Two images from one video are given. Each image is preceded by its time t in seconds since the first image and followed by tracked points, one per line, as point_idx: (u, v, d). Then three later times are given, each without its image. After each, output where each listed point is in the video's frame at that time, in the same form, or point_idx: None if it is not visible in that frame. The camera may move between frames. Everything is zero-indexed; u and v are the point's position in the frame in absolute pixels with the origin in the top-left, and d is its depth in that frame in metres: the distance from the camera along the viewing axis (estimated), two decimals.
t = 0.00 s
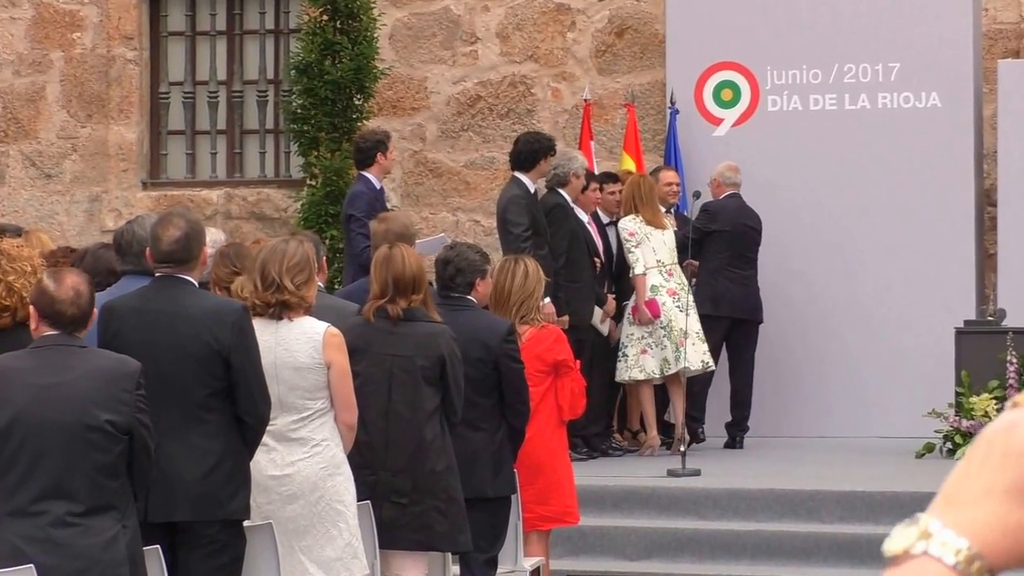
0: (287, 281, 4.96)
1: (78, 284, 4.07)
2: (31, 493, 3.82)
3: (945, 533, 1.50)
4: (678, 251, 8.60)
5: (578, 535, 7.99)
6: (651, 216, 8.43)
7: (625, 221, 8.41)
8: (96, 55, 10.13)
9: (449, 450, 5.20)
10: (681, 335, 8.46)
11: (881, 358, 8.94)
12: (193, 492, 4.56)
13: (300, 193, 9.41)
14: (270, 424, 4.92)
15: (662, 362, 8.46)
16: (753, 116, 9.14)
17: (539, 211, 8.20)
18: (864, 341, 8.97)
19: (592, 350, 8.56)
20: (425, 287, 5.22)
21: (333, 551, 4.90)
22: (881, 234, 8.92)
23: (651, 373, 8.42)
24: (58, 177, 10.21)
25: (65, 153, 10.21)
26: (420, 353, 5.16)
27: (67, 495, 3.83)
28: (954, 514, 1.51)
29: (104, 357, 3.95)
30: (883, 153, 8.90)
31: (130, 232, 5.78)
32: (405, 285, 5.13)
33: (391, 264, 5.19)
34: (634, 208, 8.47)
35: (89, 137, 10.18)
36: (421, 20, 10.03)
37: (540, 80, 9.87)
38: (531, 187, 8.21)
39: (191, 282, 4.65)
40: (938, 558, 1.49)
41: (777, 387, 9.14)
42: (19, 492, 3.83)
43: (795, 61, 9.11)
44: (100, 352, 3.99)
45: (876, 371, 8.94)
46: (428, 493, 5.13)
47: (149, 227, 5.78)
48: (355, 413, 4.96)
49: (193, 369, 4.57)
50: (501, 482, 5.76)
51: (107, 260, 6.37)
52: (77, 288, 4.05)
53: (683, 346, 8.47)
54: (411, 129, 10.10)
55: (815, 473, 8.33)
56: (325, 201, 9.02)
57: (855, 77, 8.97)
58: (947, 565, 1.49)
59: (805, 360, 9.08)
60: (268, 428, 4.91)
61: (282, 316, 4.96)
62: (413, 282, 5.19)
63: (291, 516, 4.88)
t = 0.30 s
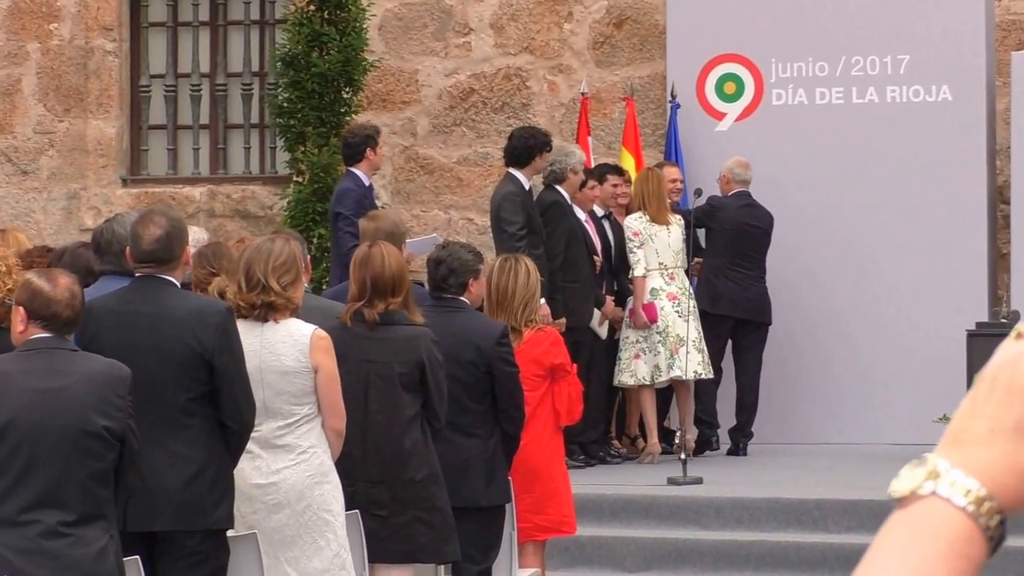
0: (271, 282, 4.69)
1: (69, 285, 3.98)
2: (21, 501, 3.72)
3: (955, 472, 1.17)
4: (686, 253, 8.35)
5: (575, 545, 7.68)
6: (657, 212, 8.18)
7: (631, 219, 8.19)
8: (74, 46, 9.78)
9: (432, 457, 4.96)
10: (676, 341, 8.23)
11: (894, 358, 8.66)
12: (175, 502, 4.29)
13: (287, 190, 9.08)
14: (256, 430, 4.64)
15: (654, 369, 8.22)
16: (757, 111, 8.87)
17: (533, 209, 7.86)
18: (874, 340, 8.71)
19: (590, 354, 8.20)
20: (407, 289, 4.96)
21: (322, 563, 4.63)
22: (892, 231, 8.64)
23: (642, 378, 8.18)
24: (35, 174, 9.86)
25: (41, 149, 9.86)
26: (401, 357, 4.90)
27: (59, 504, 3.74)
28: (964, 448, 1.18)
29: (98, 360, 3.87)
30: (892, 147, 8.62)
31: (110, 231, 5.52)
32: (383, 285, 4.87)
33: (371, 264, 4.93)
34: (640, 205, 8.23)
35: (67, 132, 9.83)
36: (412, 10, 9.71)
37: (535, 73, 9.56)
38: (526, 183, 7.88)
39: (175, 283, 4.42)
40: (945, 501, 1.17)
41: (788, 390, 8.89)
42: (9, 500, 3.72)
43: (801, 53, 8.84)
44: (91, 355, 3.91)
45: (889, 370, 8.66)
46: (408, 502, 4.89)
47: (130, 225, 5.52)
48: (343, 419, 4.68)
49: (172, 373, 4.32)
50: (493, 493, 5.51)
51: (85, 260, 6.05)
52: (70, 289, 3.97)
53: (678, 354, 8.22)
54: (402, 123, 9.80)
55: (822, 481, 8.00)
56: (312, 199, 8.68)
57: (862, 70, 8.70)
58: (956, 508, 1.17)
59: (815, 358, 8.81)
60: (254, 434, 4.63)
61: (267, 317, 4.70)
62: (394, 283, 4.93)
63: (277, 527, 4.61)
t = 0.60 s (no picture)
0: (257, 283, 4.63)
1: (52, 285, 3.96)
2: (5, 509, 3.69)
3: (979, 474, 1.19)
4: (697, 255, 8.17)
5: (572, 556, 7.37)
6: (672, 212, 7.99)
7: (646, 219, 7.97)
8: (52, 38, 9.47)
9: (413, 465, 5.02)
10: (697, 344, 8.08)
11: (902, 358, 8.40)
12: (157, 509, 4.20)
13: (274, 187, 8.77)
14: (242, 437, 4.55)
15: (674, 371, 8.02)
16: (760, 106, 8.61)
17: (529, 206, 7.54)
18: (883, 340, 8.44)
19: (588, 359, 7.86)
20: (383, 290, 5.04)
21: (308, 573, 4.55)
22: (899, 226, 8.39)
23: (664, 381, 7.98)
24: (12, 170, 9.55)
25: (19, 144, 9.54)
26: (380, 362, 4.97)
27: (44, 512, 3.71)
28: (990, 452, 1.20)
29: (84, 365, 3.84)
30: (901, 141, 8.37)
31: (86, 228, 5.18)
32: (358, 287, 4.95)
33: (346, 266, 5.02)
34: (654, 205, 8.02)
35: (46, 126, 9.52)
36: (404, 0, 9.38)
37: (532, 66, 9.26)
38: (522, 180, 7.56)
39: (157, 284, 4.35)
40: (970, 503, 1.19)
41: (791, 393, 8.62)
42: None
43: (807, 46, 8.58)
44: (76, 358, 3.89)
45: (897, 368, 8.41)
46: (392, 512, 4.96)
47: (109, 221, 5.18)
48: (331, 425, 4.61)
49: (153, 376, 4.24)
50: (488, 502, 5.44)
51: (64, 259, 5.67)
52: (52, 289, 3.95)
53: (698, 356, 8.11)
54: (393, 118, 9.47)
55: (828, 489, 7.71)
56: (300, 196, 8.36)
57: (871, 62, 8.44)
58: (981, 510, 1.18)
59: (820, 358, 8.56)
60: (240, 441, 4.54)
61: (254, 320, 4.62)
62: (370, 285, 5.02)
63: (263, 537, 4.52)
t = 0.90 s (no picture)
0: (245, 284, 4.34)
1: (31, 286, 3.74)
2: None
3: (996, 478, 1.25)
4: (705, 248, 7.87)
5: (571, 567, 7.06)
6: (677, 209, 7.70)
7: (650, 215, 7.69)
8: (32, 29, 9.17)
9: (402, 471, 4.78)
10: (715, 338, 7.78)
11: (909, 358, 8.12)
12: (138, 520, 3.96)
13: (261, 184, 8.47)
14: (228, 443, 4.28)
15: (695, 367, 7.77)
16: (766, 100, 8.33)
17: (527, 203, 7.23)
18: (891, 341, 8.15)
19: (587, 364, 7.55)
20: (366, 291, 4.75)
21: None
22: (906, 223, 8.12)
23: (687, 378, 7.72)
24: None
25: None
26: (363, 365, 4.72)
27: (20, 522, 3.51)
28: (1007, 457, 1.25)
29: (62, 369, 3.63)
30: (909, 135, 8.10)
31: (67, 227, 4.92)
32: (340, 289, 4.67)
33: (326, 267, 4.73)
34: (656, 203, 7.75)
35: (25, 121, 9.22)
36: None
37: (529, 58, 8.95)
38: (519, 177, 7.24)
39: (138, 283, 4.10)
40: (988, 508, 1.24)
41: (794, 396, 8.32)
42: None
43: (814, 37, 8.28)
44: (55, 363, 3.68)
45: (907, 371, 8.12)
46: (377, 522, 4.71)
47: (91, 219, 4.92)
48: (322, 431, 4.36)
49: (134, 379, 3.99)
50: (484, 512, 5.13)
51: (42, 259, 5.36)
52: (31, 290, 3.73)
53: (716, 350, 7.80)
54: (385, 112, 9.16)
55: (836, 498, 7.40)
56: (289, 193, 8.05)
57: (881, 54, 8.15)
58: (997, 514, 1.24)
59: (823, 359, 8.27)
60: (226, 447, 4.27)
61: (241, 321, 4.34)
62: (352, 286, 4.73)
63: (250, 549, 4.25)
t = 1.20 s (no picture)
0: (231, 282, 4.17)
1: None
2: None
3: (1005, 489, 1.23)
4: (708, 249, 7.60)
5: None
6: (677, 211, 7.42)
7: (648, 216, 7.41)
8: (11, 21, 8.85)
9: (399, 479, 4.54)
10: (715, 340, 7.48)
11: (920, 357, 8.01)
12: (124, 530, 3.79)
13: (249, 180, 8.15)
14: (215, 449, 4.12)
15: (694, 371, 7.47)
16: (773, 94, 8.22)
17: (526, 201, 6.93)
18: (901, 344, 8.03)
19: (587, 366, 7.26)
20: (357, 289, 4.50)
21: None
22: (916, 221, 8.02)
23: (683, 384, 7.44)
24: None
25: None
26: (358, 368, 4.48)
27: None
28: (1014, 466, 1.24)
29: (29, 373, 3.39)
30: (922, 131, 8.02)
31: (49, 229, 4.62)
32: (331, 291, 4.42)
33: (316, 267, 4.48)
34: (655, 203, 7.46)
35: (4, 115, 8.90)
36: None
37: (528, 50, 8.65)
38: (518, 174, 6.94)
39: (123, 285, 3.92)
40: (997, 520, 1.23)
41: (803, 401, 8.14)
42: None
43: (825, 28, 8.16)
44: (25, 368, 3.42)
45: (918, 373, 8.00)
46: (375, 532, 4.50)
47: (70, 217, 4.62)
48: (313, 439, 4.18)
49: (120, 385, 3.82)
50: (481, 522, 4.85)
51: (17, 259, 4.99)
52: None
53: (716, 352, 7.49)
54: (378, 106, 8.85)
55: (847, 507, 7.11)
56: (277, 190, 7.73)
57: (895, 46, 8.05)
58: (1007, 525, 1.22)
59: (830, 361, 8.11)
60: (213, 454, 4.11)
61: (228, 323, 4.18)
62: (343, 287, 4.48)
63: (237, 559, 4.09)
